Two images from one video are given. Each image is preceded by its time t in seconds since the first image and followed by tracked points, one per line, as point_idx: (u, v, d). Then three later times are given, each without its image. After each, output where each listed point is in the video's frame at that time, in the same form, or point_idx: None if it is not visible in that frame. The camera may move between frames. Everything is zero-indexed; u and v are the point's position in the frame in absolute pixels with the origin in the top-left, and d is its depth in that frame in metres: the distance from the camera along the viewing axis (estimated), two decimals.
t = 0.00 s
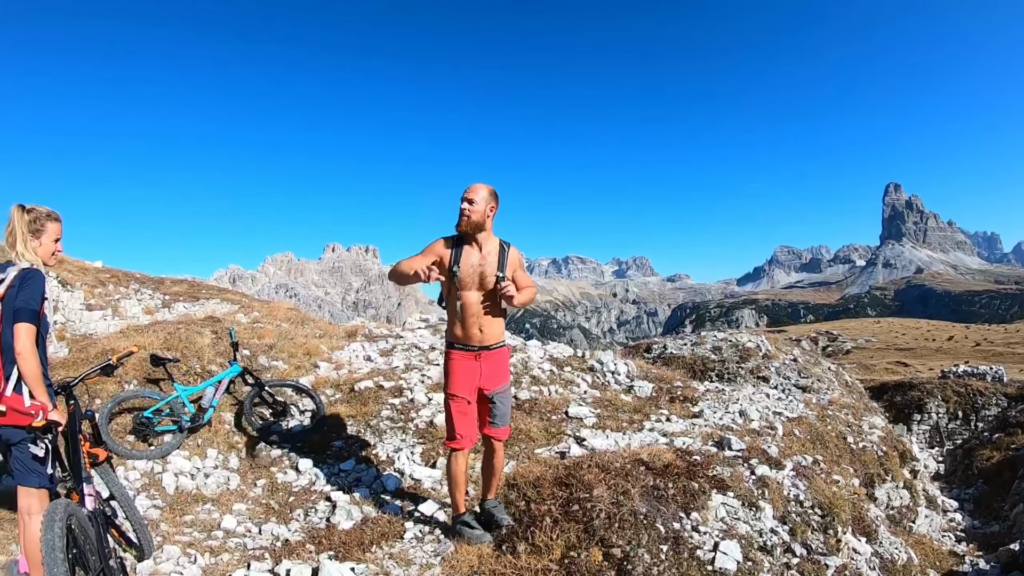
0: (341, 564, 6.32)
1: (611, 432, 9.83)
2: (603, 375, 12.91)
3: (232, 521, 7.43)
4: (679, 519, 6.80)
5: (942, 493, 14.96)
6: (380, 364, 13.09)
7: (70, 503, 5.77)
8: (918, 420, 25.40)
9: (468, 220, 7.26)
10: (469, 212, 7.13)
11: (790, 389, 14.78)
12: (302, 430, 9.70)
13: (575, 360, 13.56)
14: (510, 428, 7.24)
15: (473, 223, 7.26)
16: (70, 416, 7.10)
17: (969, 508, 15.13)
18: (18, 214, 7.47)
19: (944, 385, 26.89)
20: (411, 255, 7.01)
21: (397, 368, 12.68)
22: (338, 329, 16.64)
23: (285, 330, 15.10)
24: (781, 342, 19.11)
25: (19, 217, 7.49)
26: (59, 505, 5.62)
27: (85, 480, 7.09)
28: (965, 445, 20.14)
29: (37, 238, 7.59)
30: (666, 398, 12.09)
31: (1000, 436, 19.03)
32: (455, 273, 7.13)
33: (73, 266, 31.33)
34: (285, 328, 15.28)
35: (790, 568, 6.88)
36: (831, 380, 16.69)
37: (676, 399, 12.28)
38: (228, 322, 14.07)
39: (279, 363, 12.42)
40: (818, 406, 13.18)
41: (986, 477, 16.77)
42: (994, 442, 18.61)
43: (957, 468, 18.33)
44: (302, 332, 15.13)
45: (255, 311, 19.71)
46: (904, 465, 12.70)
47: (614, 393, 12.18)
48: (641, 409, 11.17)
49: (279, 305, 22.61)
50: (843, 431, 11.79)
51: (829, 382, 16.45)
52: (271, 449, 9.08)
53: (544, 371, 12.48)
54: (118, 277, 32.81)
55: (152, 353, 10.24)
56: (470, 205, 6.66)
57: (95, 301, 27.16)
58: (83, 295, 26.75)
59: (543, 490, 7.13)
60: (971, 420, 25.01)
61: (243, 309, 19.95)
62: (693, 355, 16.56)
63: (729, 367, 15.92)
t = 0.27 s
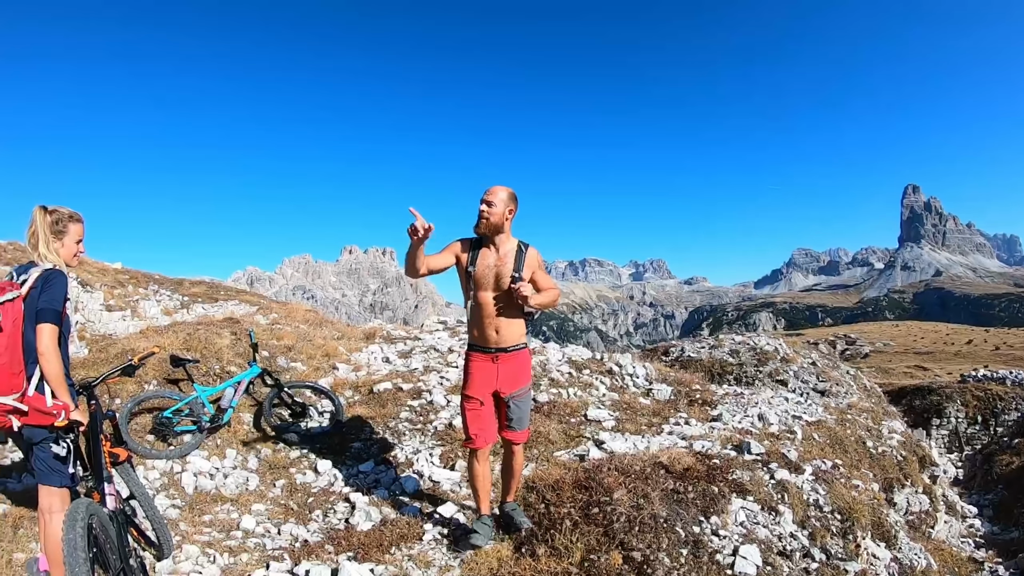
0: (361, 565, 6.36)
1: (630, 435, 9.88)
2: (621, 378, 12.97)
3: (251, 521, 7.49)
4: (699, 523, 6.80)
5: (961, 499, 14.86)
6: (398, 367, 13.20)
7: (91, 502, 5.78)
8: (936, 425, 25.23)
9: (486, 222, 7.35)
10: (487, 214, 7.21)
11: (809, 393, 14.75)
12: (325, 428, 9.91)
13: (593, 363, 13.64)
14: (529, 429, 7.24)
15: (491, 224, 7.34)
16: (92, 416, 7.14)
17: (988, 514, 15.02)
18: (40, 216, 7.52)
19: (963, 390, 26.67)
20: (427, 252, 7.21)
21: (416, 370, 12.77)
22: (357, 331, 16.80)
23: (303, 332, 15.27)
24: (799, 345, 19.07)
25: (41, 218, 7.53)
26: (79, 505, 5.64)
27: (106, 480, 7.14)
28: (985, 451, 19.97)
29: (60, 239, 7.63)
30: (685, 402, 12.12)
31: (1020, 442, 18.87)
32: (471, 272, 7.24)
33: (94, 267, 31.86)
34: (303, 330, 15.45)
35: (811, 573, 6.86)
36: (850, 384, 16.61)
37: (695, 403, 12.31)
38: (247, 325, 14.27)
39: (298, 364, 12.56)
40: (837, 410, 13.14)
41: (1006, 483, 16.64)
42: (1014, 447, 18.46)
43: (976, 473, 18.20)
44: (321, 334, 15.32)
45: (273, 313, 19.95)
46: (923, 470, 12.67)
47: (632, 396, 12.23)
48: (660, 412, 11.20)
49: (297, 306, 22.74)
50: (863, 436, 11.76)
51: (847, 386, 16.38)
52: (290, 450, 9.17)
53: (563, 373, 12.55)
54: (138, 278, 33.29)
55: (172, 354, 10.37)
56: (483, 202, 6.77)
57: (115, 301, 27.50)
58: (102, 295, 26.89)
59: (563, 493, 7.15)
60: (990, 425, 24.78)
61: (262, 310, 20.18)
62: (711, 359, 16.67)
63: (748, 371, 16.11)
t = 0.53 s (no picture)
0: (390, 568, 6.43)
1: (659, 439, 9.92)
2: (650, 382, 13.00)
3: (280, 523, 7.58)
4: (729, 529, 6.79)
5: (993, 506, 14.65)
6: (427, 369, 13.35)
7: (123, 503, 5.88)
8: (967, 430, 24.83)
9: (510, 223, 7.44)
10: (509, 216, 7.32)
11: (838, 397, 14.63)
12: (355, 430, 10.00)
13: (623, 366, 13.71)
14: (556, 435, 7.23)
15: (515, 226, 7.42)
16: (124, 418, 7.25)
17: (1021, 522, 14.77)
18: (73, 220, 7.55)
19: (995, 395, 26.22)
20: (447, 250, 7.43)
21: (444, 373, 12.86)
22: (385, 334, 17.02)
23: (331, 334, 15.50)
24: (828, 348, 18.90)
25: (74, 222, 7.57)
26: (111, 506, 5.74)
27: (138, 480, 7.29)
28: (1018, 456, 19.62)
29: (93, 242, 7.67)
30: (714, 406, 12.10)
31: None
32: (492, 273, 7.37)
33: (125, 269, 32.62)
34: (332, 332, 15.69)
35: None
36: (879, 388, 16.42)
37: (724, 407, 12.29)
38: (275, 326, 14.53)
39: (326, 366, 12.76)
40: (867, 414, 13.03)
41: None
42: None
43: (1009, 479, 17.91)
44: (349, 336, 15.57)
45: (301, 315, 20.28)
46: (953, 476, 12.54)
47: (661, 400, 12.27)
48: (689, 416, 11.21)
49: (324, 309, 22.97)
50: (893, 440, 11.67)
51: (876, 389, 16.20)
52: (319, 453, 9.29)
53: (592, 377, 12.64)
54: (168, 280, 34.02)
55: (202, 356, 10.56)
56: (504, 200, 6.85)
57: (145, 303, 27.98)
58: (132, 297, 27.35)
59: (592, 497, 7.16)
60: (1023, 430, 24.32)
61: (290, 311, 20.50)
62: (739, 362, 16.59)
63: (776, 374, 15.97)
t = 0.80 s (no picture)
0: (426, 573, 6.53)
1: (696, 446, 10.00)
2: (686, 388, 13.05)
3: (317, 527, 7.69)
4: (768, 537, 6.79)
5: None
6: (462, 374, 13.57)
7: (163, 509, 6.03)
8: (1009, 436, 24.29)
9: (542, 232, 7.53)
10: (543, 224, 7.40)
11: (875, 402, 14.49)
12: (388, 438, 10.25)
13: (658, 372, 13.84)
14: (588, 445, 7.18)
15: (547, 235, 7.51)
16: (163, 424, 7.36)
17: None
18: (114, 229, 7.65)
19: None
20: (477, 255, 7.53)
21: (479, 379, 12.99)
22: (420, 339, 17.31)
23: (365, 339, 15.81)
24: (864, 352, 18.68)
25: (115, 232, 7.68)
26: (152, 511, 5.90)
27: (177, 485, 7.50)
28: None
29: (133, 251, 7.77)
30: (751, 411, 12.09)
31: None
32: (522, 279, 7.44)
33: (163, 275, 33.58)
34: (368, 338, 16.04)
35: None
36: (916, 393, 16.17)
37: (761, 412, 12.26)
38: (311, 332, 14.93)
39: (362, 372, 13.10)
40: (905, 420, 12.91)
41: None
42: None
43: None
44: (385, 342, 15.96)
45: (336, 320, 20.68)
46: (993, 484, 12.38)
47: (697, 406, 12.32)
48: (725, 422, 11.25)
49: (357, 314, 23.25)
50: (932, 447, 11.56)
51: (914, 394, 15.97)
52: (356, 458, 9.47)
53: (628, 383, 12.79)
54: (203, 284, 34.87)
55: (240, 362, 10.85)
56: (540, 205, 6.94)
57: (181, 309, 28.45)
58: (168, 303, 27.87)
59: (629, 504, 7.20)
60: None
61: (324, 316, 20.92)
62: (774, 366, 16.48)
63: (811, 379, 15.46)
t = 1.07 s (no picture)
0: None
1: (738, 452, 10.12)
2: (727, 393, 13.16)
3: (358, 533, 7.83)
4: (812, 545, 6.84)
5: None
6: (502, 380, 13.83)
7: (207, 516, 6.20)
8: None
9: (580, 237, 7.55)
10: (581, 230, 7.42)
11: (918, 407, 14.40)
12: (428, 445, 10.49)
13: (699, 378, 14.00)
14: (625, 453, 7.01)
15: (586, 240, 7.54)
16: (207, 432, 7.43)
17: None
18: (159, 238, 7.77)
19: None
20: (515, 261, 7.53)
21: (520, 385, 13.16)
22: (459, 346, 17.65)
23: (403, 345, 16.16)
24: (906, 356, 18.54)
25: (161, 241, 7.81)
26: (197, 519, 6.07)
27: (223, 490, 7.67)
28: None
29: (178, 260, 7.89)
30: (793, 417, 12.12)
31: None
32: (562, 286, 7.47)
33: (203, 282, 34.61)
34: (408, 345, 16.42)
35: None
36: (959, 397, 15.99)
37: (803, 418, 12.29)
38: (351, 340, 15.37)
39: (402, 378, 13.45)
40: (950, 426, 12.84)
41: None
42: None
43: None
44: (424, 349, 16.38)
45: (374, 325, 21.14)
46: None
47: (739, 411, 12.43)
48: (767, 428, 11.34)
49: (395, 319, 23.64)
50: (977, 453, 11.51)
51: (957, 399, 15.78)
52: (397, 464, 9.68)
53: (668, 389, 12.97)
54: (242, 290, 35.82)
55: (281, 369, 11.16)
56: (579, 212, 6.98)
57: (221, 316, 28.87)
58: (210, 309, 28.56)
59: (672, 512, 7.27)
60: None
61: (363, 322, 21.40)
62: (814, 370, 16.44)
63: (854, 386, 15.54)
